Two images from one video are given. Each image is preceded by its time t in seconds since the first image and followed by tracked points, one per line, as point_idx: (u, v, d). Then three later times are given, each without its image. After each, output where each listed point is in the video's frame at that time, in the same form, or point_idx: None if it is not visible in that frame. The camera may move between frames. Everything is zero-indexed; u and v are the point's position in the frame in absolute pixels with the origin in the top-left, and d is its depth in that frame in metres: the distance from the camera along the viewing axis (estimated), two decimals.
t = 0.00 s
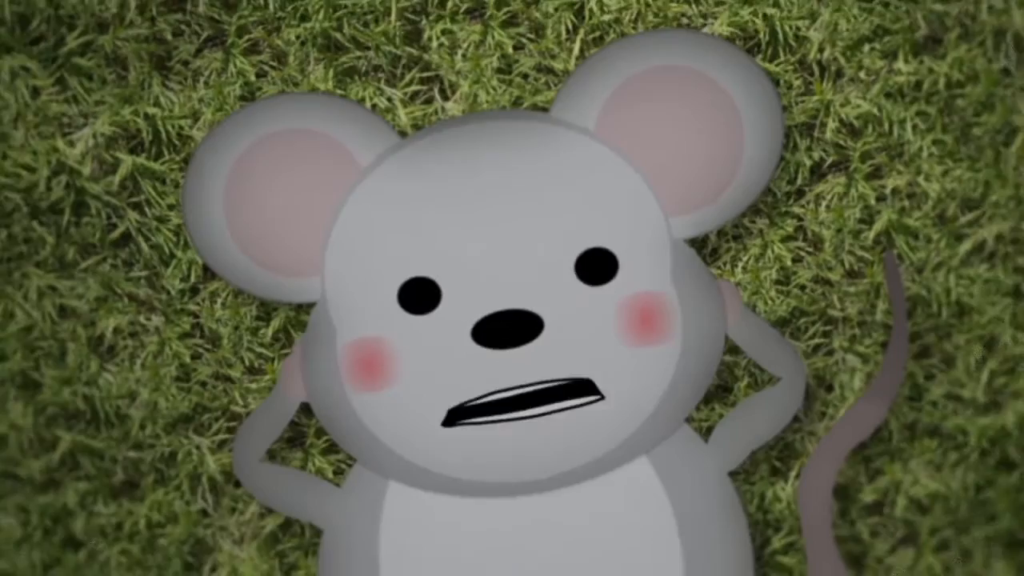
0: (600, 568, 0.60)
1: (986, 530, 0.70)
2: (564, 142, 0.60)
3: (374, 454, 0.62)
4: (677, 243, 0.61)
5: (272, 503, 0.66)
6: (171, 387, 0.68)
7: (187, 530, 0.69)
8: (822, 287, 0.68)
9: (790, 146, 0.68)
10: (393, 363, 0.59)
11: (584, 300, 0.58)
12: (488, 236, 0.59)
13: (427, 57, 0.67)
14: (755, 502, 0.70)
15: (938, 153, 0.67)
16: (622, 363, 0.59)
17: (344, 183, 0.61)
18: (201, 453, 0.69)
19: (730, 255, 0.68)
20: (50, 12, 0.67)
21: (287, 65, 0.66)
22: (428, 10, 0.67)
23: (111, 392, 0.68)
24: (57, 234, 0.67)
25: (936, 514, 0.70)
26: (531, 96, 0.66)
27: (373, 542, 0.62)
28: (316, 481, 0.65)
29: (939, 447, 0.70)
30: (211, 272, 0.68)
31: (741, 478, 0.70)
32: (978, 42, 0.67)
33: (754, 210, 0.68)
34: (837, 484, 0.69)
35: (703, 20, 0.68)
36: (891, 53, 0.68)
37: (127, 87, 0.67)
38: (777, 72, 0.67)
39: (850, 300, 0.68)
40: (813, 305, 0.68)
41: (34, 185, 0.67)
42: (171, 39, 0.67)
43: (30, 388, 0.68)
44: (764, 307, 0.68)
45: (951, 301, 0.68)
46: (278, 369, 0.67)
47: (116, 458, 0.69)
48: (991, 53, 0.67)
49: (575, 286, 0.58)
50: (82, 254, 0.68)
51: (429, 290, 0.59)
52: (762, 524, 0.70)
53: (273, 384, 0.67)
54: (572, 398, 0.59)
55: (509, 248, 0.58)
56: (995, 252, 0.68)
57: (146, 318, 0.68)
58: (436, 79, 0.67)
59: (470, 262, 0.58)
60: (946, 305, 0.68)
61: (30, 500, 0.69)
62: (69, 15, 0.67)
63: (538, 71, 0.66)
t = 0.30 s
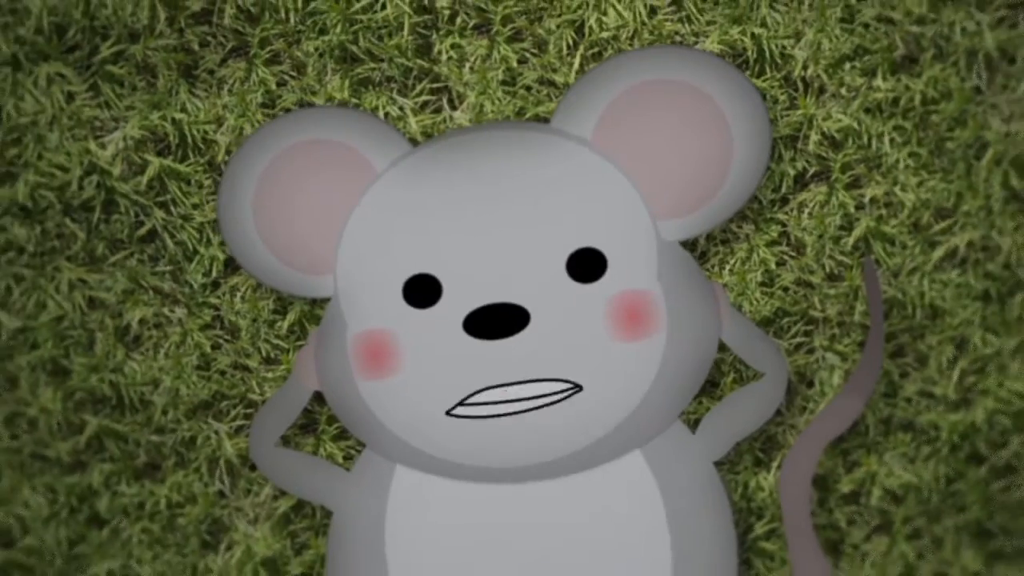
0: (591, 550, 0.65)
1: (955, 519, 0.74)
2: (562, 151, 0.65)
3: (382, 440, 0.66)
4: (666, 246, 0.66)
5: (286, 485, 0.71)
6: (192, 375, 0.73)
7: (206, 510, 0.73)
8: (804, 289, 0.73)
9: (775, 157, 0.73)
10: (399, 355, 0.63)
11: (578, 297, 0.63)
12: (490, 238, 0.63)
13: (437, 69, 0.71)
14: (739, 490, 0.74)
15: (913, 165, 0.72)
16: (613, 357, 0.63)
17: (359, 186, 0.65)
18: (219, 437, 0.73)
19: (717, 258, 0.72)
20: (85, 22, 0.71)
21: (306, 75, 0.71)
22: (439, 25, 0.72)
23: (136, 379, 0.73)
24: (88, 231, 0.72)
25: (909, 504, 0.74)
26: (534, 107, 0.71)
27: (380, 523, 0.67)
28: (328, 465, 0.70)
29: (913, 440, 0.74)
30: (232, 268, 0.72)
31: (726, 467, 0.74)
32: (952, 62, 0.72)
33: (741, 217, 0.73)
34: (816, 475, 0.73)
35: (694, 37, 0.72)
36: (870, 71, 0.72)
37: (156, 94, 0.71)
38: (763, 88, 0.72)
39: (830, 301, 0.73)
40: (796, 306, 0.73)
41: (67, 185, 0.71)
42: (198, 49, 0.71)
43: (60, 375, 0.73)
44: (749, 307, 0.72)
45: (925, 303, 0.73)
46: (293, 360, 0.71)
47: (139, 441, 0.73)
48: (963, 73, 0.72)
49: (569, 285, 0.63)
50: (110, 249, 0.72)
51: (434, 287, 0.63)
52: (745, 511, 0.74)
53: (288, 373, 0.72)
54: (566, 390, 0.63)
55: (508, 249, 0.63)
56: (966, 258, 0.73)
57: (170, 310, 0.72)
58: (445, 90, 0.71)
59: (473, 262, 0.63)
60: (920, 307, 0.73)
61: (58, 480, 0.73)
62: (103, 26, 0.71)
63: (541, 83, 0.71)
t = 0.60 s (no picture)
0: (585, 533, 0.70)
1: (927, 509, 0.79)
2: (560, 160, 0.70)
3: (389, 427, 0.71)
4: (659, 249, 0.71)
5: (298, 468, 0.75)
6: (212, 364, 0.77)
7: (223, 491, 0.78)
8: (787, 291, 0.78)
9: (761, 167, 0.78)
10: (408, 348, 0.68)
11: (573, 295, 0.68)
12: (495, 241, 0.68)
13: (446, 81, 0.76)
14: (724, 480, 0.79)
15: (891, 176, 0.77)
16: (608, 352, 0.68)
17: (371, 189, 0.70)
18: (236, 423, 0.78)
19: (706, 261, 0.77)
20: (118, 32, 0.76)
21: (324, 84, 0.76)
22: (448, 40, 0.76)
23: (159, 367, 0.77)
24: (117, 227, 0.77)
25: (884, 495, 0.79)
26: (537, 117, 0.76)
27: (388, 506, 0.71)
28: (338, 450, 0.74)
29: (888, 435, 0.79)
30: (251, 264, 0.77)
31: (712, 458, 0.79)
32: (928, 80, 0.77)
33: (729, 222, 0.77)
34: (796, 466, 0.78)
35: (688, 54, 0.77)
36: (851, 88, 0.77)
37: (183, 100, 0.76)
38: (751, 102, 0.77)
39: (811, 303, 0.78)
40: (779, 307, 0.78)
41: (98, 184, 0.76)
42: (223, 59, 0.76)
43: (88, 362, 0.78)
44: (735, 307, 0.77)
45: (900, 306, 0.78)
46: (307, 350, 0.76)
47: (161, 426, 0.78)
48: (938, 90, 0.77)
49: (565, 284, 0.68)
50: (138, 245, 0.77)
51: (442, 285, 0.68)
52: (730, 499, 0.79)
53: (302, 363, 0.77)
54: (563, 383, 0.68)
55: (511, 251, 0.68)
56: (939, 264, 0.78)
57: (192, 303, 0.77)
58: (453, 100, 0.76)
59: (476, 262, 0.68)
60: (895, 309, 0.78)
61: (85, 462, 0.78)
62: (135, 36, 0.76)
63: (543, 95, 0.76)
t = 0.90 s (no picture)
0: (579, 520, 0.75)
1: (900, 501, 0.84)
2: (560, 167, 0.75)
3: (397, 418, 0.76)
4: (652, 252, 0.76)
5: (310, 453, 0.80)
6: (230, 353, 0.82)
7: (239, 474, 0.83)
8: (771, 293, 0.83)
9: (748, 176, 0.83)
10: (416, 343, 0.73)
11: (570, 295, 0.73)
12: (498, 242, 0.73)
13: (455, 91, 0.81)
14: (710, 470, 0.84)
15: (870, 187, 0.82)
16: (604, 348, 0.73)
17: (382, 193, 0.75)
18: (252, 410, 0.83)
19: (696, 264, 0.82)
20: (148, 41, 0.81)
21: (340, 93, 0.81)
22: (457, 53, 0.82)
23: (181, 355, 0.82)
24: (144, 224, 0.82)
25: (860, 486, 0.84)
26: (539, 127, 0.81)
27: (394, 490, 0.76)
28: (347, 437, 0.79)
29: (865, 430, 0.84)
30: (268, 260, 0.82)
31: (700, 448, 0.84)
32: (906, 97, 0.82)
33: (717, 228, 0.83)
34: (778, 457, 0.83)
35: (681, 69, 0.82)
36: (834, 103, 0.82)
37: (208, 106, 0.81)
38: (740, 115, 0.82)
39: (794, 304, 0.83)
40: (764, 308, 0.83)
41: (127, 183, 0.81)
42: (246, 68, 0.81)
43: (114, 350, 0.83)
44: (723, 307, 0.82)
45: (878, 309, 0.83)
46: (320, 342, 0.81)
47: (182, 411, 0.83)
48: (915, 107, 0.82)
49: (564, 284, 0.73)
50: (163, 241, 0.82)
51: (450, 284, 0.73)
52: (715, 488, 0.84)
53: (315, 354, 0.82)
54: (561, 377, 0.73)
55: (515, 253, 0.73)
56: (914, 270, 0.83)
57: (213, 296, 0.82)
58: (461, 109, 0.81)
59: (481, 262, 0.73)
60: (873, 311, 0.83)
61: (109, 444, 0.83)
62: (164, 45, 0.81)
63: (545, 106, 0.81)
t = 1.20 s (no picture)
0: (574, 507, 0.80)
1: (876, 492, 0.89)
2: (559, 174, 0.80)
3: (406, 407, 0.81)
4: (645, 254, 0.81)
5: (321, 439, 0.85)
6: (248, 344, 0.87)
7: (253, 457, 0.88)
8: (757, 294, 0.88)
9: (737, 184, 0.88)
10: (424, 338, 0.79)
11: (568, 294, 0.78)
12: (502, 244, 0.78)
13: (462, 101, 0.86)
14: (698, 460, 0.89)
15: (851, 196, 0.87)
16: (601, 343, 0.79)
17: (394, 193, 0.81)
18: (267, 397, 0.88)
19: (686, 266, 0.88)
20: (176, 50, 0.86)
21: (355, 101, 0.86)
22: (465, 65, 0.87)
23: (201, 345, 0.88)
24: (169, 221, 0.87)
25: (839, 478, 0.90)
26: (541, 135, 0.86)
27: (401, 474, 0.82)
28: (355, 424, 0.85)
29: (844, 425, 0.89)
30: (285, 257, 0.87)
31: (688, 440, 0.89)
32: (886, 113, 0.87)
33: (707, 232, 0.88)
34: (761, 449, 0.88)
35: (675, 83, 0.87)
36: (818, 117, 0.87)
37: (231, 111, 0.86)
38: (730, 127, 0.87)
39: (778, 305, 0.88)
40: (750, 308, 0.88)
41: (153, 182, 0.86)
42: (267, 76, 0.87)
43: (138, 340, 0.88)
44: (711, 308, 0.88)
45: (857, 311, 0.88)
46: (332, 335, 0.86)
47: (201, 397, 0.88)
48: (894, 122, 0.87)
49: (562, 284, 0.78)
50: (186, 237, 0.87)
51: (458, 282, 0.78)
52: (702, 477, 0.89)
53: (327, 346, 0.87)
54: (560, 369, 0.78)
55: (519, 254, 0.78)
56: (892, 275, 0.88)
57: (232, 290, 0.88)
58: (468, 118, 0.87)
59: (486, 262, 0.78)
60: (853, 313, 0.88)
61: (132, 428, 0.88)
62: (190, 53, 0.86)
63: (547, 116, 0.86)
